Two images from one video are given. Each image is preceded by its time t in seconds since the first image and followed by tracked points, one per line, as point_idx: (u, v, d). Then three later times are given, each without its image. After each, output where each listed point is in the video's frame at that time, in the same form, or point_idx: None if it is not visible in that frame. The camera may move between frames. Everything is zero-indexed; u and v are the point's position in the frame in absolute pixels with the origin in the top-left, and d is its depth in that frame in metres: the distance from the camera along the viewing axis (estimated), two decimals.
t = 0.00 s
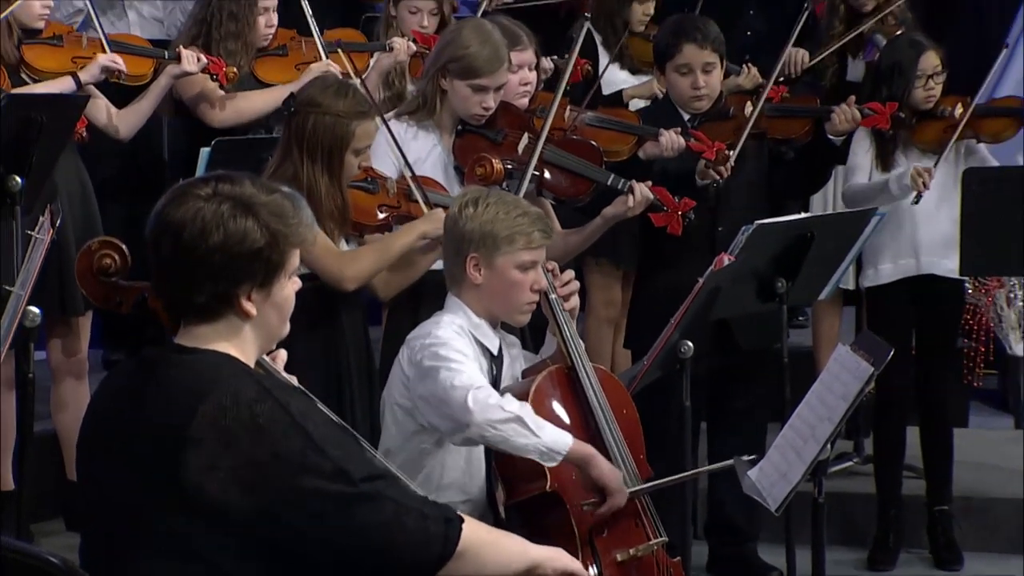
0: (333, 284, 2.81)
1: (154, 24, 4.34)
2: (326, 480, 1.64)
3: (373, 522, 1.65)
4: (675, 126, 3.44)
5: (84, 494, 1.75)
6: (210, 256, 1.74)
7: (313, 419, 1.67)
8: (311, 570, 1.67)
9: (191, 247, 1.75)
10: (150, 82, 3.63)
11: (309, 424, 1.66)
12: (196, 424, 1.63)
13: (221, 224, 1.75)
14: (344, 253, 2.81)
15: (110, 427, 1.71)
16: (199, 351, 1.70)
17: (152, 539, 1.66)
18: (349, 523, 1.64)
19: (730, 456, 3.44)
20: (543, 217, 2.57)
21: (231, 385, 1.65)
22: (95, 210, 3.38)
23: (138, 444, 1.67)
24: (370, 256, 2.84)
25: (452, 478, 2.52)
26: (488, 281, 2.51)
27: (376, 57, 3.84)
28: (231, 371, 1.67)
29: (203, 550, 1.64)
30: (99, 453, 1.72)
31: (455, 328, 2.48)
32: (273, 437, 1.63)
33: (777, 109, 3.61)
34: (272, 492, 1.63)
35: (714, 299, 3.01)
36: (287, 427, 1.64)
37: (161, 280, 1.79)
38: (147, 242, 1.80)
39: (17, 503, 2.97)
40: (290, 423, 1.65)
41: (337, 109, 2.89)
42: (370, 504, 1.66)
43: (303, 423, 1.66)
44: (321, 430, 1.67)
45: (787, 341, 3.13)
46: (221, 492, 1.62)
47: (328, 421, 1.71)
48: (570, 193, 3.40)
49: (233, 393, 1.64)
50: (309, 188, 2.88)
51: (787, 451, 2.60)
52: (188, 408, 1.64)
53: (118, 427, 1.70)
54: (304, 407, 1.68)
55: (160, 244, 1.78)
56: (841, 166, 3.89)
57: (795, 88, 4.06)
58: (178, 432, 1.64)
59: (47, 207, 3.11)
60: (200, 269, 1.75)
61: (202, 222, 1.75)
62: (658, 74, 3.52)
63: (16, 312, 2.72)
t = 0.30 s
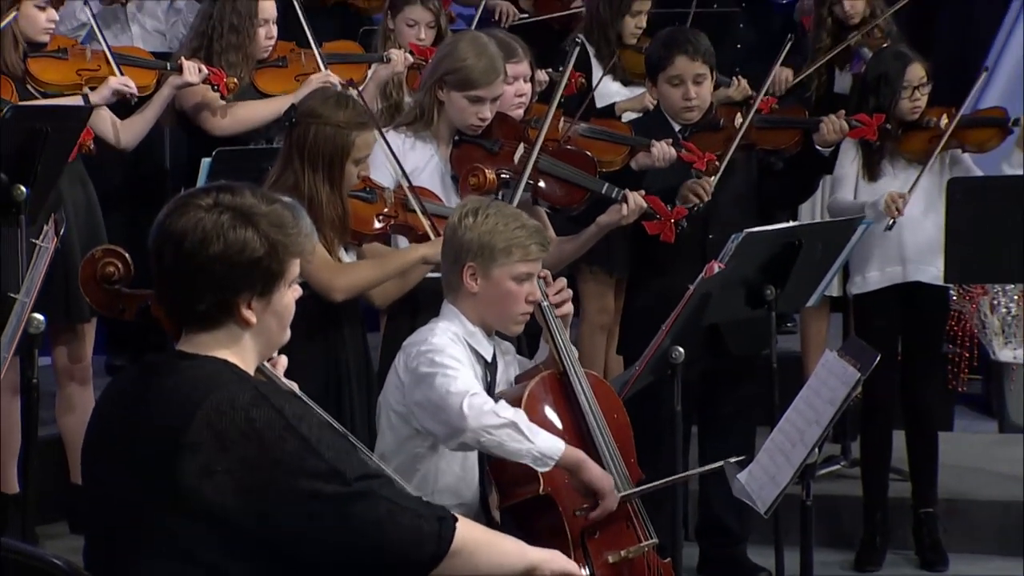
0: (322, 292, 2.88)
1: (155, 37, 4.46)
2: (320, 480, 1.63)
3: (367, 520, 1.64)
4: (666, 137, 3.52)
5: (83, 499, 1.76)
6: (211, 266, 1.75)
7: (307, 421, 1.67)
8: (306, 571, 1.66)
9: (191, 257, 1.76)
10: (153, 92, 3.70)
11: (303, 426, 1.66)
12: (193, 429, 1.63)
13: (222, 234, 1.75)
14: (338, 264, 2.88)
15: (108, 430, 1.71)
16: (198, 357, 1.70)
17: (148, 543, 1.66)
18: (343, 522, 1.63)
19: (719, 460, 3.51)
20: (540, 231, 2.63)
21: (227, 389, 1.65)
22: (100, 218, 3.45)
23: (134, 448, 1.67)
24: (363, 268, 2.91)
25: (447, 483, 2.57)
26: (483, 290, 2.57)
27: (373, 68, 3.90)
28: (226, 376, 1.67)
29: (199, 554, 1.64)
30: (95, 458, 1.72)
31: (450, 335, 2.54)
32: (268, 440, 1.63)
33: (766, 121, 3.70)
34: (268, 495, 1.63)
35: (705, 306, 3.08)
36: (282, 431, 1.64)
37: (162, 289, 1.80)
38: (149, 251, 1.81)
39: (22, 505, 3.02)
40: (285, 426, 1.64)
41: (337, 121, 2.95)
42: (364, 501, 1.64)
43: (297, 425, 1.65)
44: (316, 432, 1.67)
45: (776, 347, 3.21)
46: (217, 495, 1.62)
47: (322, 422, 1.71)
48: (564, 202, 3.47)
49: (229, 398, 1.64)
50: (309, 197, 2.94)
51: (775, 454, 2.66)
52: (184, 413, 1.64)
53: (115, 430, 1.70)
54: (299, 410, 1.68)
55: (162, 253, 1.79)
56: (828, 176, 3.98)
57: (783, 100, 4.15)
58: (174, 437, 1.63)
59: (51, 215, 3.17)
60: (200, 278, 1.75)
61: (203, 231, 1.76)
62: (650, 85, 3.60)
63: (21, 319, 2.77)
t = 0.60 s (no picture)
0: (321, 302, 2.94)
1: (159, 51, 4.53)
2: (321, 487, 1.67)
3: (367, 525, 1.69)
4: (658, 149, 3.61)
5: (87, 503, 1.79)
6: (210, 278, 1.76)
7: (308, 428, 1.71)
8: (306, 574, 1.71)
9: (191, 268, 1.77)
10: (156, 105, 3.76)
11: (305, 434, 1.70)
12: (194, 435, 1.66)
13: (221, 245, 1.77)
14: (337, 274, 2.94)
15: (110, 435, 1.74)
16: (200, 364, 1.73)
17: (150, 547, 1.69)
18: (343, 527, 1.67)
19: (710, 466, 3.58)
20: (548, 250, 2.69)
21: (228, 396, 1.69)
22: (105, 229, 3.52)
23: (135, 453, 1.70)
24: (362, 279, 2.97)
25: (447, 487, 2.63)
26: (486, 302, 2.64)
27: (373, 83, 3.98)
28: (227, 383, 1.70)
29: (201, 557, 1.68)
30: (98, 463, 1.75)
31: (450, 344, 2.61)
32: (270, 446, 1.67)
33: (756, 134, 3.77)
34: (269, 501, 1.67)
35: (696, 314, 3.15)
36: (283, 439, 1.68)
37: (162, 298, 1.81)
38: (149, 261, 1.82)
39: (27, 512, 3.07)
40: (286, 433, 1.68)
41: (337, 134, 3.02)
42: (364, 508, 1.69)
43: (298, 432, 1.69)
44: (316, 439, 1.71)
45: (766, 354, 3.28)
46: (219, 500, 1.66)
47: (323, 429, 1.75)
48: (559, 212, 3.55)
49: (230, 405, 1.68)
50: (309, 207, 3.00)
51: (766, 459, 2.70)
52: (185, 419, 1.67)
53: (117, 434, 1.73)
54: (300, 418, 1.72)
55: (162, 263, 1.80)
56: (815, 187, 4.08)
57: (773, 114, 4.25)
58: (176, 444, 1.67)
59: (56, 226, 3.24)
60: (200, 289, 1.77)
61: (202, 243, 1.77)
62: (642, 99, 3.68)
63: (26, 328, 2.83)
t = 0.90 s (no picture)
0: (320, 308, 3.01)
1: (161, 62, 4.63)
2: (322, 493, 1.74)
3: (366, 534, 1.75)
4: (648, 158, 3.70)
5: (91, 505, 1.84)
6: (212, 285, 1.82)
7: (310, 435, 1.77)
8: None
9: (194, 275, 1.83)
10: (159, 115, 3.83)
11: (308, 440, 1.76)
12: (199, 439, 1.72)
13: (221, 253, 1.83)
14: (333, 282, 3.00)
15: (116, 439, 1.79)
16: (204, 370, 1.79)
17: (153, 548, 1.74)
18: (343, 534, 1.74)
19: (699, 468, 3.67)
20: (527, 246, 2.77)
21: (231, 400, 1.74)
22: (108, 236, 3.59)
23: (139, 456, 1.75)
24: (360, 286, 3.03)
25: (441, 489, 2.71)
26: (475, 305, 2.71)
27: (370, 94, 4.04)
28: (230, 388, 1.76)
29: (204, 558, 1.73)
30: (103, 466, 1.80)
31: (448, 351, 2.67)
32: (273, 452, 1.73)
33: (744, 145, 3.89)
34: (272, 505, 1.73)
35: (686, 320, 3.22)
36: (286, 444, 1.74)
37: (164, 305, 1.87)
38: (151, 268, 1.88)
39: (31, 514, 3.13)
40: (289, 439, 1.74)
41: (334, 143, 3.09)
42: (364, 516, 1.75)
43: (301, 439, 1.75)
44: (319, 446, 1.77)
45: (754, 359, 3.35)
46: (222, 503, 1.71)
47: (323, 437, 1.81)
48: (552, 221, 3.63)
49: (235, 409, 1.73)
50: (306, 215, 3.07)
51: (753, 462, 2.78)
52: (190, 423, 1.73)
53: (121, 438, 1.78)
54: (302, 424, 1.78)
55: (164, 270, 1.86)
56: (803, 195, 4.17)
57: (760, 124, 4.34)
58: (181, 447, 1.72)
59: (60, 233, 3.30)
60: (202, 295, 1.83)
61: (204, 250, 1.83)
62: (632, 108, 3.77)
63: (30, 334, 2.89)
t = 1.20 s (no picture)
0: (318, 310, 3.06)
1: (160, 70, 4.73)
2: (307, 485, 1.73)
3: (354, 524, 1.74)
4: (637, 165, 3.77)
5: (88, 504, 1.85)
6: (208, 286, 1.85)
7: (295, 429, 1.77)
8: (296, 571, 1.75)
9: (191, 277, 1.86)
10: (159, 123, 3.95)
11: (292, 434, 1.76)
12: (190, 437, 1.73)
13: (218, 254, 1.86)
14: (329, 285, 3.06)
15: (112, 440, 1.81)
16: (197, 369, 1.81)
17: (148, 546, 1.74)
18: (331, 526, 1.73)
19: (684, 468, 3.75)
20: (518, 250, 2.83)
21: (221, 398, 1.75)
22: (108, 240, 3.66)
23: (135, 456, 1.76)
24: (354, 287, 3.08)
25: (433, 486, 2.77)
26: (464, 307, 2.78)
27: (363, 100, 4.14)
28: (221, 386, 1.77)
29: (197, 556, 1.73)
30: (99, 466, 1.82)
31: (435, 347, 2.75)
32: (260, 447, 1.73)
33: (729, 151, 3.97)
34: (260, 500, 1.72)
35: (673, 322, 3.28)
36: (272, 438, 1.74)
37: (161, 306, 1.90)
38: (149, 271, 1.91)
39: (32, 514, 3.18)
40: (274, 433, 1.74)
41: (328, 150, 3.15)
42: (351, 507, 1.74)
43: (286, 433, 1.75)
44: (303, 439, 1.76)
45: (740, 360, 3.42)
46: (212, 500, 1.71)
47: (310, 431, 1.80)
48: (544, 224, 3.72)
49: (223, 406, 1.74)
50: (302, 218, 3.13)
51: (739, 462, 2.84)
52: (181, 421, 1.74)
53: (118, 439, 1.80)
54: (288, 419, 1.78)
55: (162, 273, 1.88)
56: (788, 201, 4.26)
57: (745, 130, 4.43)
58: (173, 446, 1.73)
59: (60, 237, 3.36)
60: (198, 297, 1.86)
61: (201, 253, 1.86)
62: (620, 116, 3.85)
63: (31, 337, 2.95)
